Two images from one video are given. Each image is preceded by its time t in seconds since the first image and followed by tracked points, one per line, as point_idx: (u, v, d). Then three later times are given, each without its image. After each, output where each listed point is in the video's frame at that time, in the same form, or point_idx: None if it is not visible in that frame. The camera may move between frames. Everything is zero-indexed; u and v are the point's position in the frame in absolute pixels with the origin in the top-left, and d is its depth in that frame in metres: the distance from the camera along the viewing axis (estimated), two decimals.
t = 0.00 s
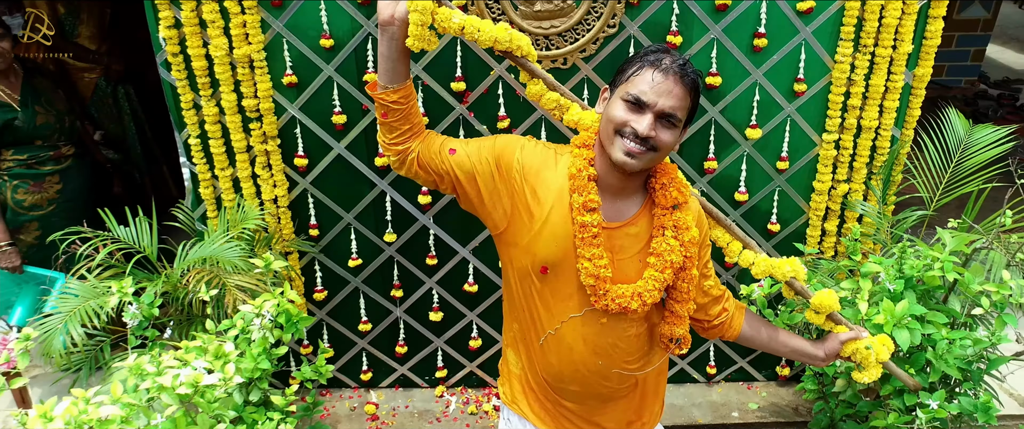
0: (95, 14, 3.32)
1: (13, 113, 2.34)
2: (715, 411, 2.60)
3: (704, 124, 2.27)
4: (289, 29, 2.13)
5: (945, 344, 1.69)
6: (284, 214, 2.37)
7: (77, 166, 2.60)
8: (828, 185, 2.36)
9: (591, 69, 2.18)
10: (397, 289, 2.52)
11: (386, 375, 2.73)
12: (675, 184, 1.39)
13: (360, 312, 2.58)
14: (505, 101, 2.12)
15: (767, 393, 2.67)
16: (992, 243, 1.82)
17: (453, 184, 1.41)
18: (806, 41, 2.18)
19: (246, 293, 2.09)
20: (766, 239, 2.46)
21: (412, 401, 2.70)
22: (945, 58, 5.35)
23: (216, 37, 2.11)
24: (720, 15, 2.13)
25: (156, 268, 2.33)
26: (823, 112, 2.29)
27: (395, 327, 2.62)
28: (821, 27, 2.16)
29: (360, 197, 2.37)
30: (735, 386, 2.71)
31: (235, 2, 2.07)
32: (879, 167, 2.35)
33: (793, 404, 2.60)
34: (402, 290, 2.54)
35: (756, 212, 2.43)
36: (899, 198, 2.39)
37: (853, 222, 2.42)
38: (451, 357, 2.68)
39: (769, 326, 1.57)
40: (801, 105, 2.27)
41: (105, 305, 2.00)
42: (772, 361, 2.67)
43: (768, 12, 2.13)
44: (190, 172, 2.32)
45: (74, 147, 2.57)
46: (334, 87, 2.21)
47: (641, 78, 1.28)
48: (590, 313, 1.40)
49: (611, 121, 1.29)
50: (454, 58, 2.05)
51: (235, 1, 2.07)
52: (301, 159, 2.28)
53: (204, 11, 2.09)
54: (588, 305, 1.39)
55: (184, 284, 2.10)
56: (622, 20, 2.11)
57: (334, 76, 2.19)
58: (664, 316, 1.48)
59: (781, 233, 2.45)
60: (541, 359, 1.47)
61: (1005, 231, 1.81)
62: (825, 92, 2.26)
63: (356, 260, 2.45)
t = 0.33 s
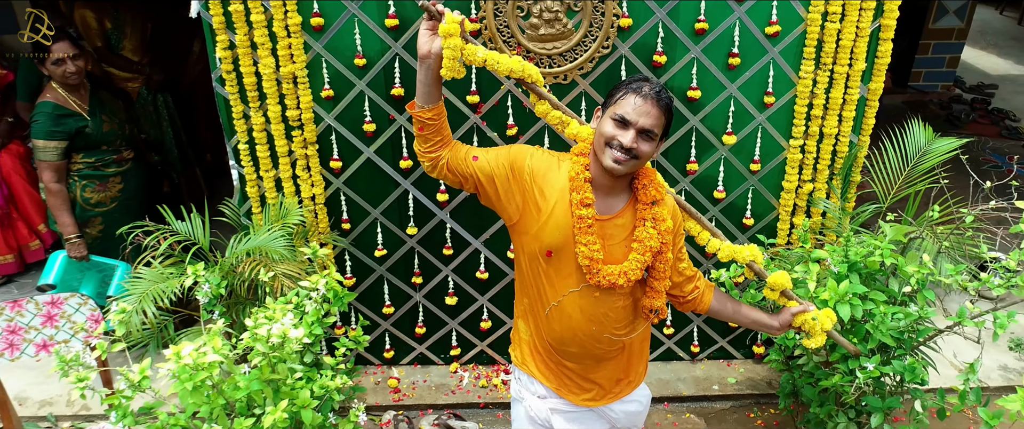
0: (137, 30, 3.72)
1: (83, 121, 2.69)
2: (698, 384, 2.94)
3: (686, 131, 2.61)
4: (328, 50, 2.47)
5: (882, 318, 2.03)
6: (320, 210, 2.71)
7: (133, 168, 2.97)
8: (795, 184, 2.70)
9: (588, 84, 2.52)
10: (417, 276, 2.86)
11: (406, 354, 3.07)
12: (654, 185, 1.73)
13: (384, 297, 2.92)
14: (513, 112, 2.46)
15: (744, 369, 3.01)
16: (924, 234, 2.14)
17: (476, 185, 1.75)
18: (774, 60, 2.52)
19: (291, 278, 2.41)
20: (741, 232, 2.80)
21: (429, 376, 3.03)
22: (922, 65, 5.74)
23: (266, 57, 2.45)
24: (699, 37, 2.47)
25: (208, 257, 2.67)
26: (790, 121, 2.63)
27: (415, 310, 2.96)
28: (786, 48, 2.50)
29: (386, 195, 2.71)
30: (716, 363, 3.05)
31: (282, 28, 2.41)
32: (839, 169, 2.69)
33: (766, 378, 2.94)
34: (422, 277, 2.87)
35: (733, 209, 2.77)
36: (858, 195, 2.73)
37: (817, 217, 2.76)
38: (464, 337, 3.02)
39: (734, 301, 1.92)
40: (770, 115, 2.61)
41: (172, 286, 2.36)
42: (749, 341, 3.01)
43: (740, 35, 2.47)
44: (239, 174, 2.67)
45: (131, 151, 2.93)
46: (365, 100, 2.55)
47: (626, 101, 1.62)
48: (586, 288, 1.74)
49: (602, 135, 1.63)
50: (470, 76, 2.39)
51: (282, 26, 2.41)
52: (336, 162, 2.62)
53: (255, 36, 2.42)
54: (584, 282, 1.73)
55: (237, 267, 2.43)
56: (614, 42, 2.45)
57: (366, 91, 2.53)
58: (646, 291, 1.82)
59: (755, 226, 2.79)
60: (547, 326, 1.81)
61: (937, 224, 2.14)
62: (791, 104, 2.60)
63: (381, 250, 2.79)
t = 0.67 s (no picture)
0: (173, 44, 4.15)
1: (138, 127, 3.09)
2: (676, 359, 3.33)
3: (663, 136, 3.01)
4: (353, 67, 2.86)
5: (822, 293, 2.42)
6: (344, 205, 3.11)
7: (178, 168, 3.38)
8: (758, 183, 3.09)
9: (578, 96, 2.91)
10: (428, 263, 3.25)
11: (418, 332, 3.46)
12: (628, 182, 2.12)
13: (400, 282, 3.32)
14: (513, 120, 2.85)
15: (717, 346, 3.41)
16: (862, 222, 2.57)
17: (483, 182, 2.16)
18: (738, 75, 2.92)
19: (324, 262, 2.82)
20: (713, 224, 3.20)
21: (439, 353, 3.42)
22: (895, 72, 6.14)
23: (300, 73, 2.85)
24: (673, 56, 2.86)
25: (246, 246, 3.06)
26: (753, 127, 3.03)
27: (426, 294, 3.35)
28: (749, 65, 2.90)
29: (402, 192, 3.11)
30: (693, 341, 3.44)
31: (314, 48, 2.81)
32: (797, 169, 3.08)
33: (737, 354, 3.34)
34: (432, 264, 3.27)
35: (706, 204, 3.17)
36: (815, 192, 3.12)
37: (779, 211, 3.16)
38: (469, 317, 3.42)
39: (696, 280, 2.31)
40: (736, 122, 3.01)
41: (219, 269, 2.76)
42: (721, 321, 3.41)
43: (709, 54, 2.87)
44: (274, 173, 3.07)
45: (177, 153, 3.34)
46: (385, 109, 2.94)
47: (604, 115, 2.01)
48: (572, 266, 2.13)
49: (585, 142, 2.03)
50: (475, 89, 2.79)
51: (315, 47, 2.81)
52: (359, 163, 3.01)
53: (291, 55, 2.82)
54: (570, 261, 2.12)
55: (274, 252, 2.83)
56: (600, 60, 2.85)
57: (385, 102, 2.92)
58: (623, 270, 2.21)
59: (724, 221, 3.19)
60: (540, 298, 2.21)
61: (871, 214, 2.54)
62: (754, 113, 2.99)
63: (397, 241, 3.18)
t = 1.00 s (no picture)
0: (202, 58, 4.60)
1: (180, 136, 3.52)
2: (656, 341, 3.75)
3: (642, 143, 3.43)
4: (371, 83, 3.29)
5: (774, 278, 2.85)
6: (362, 204, 3.53)
7: (214, 172, 3.80)
8: (726, 185, 3.52)
9: (567, 108, 3.34)
10: (436, 255, 3.67)
11: (427, 318, 3.88)
12: (606, 184, 2.54)
13: (410, 272, 3.74)
14: (510, 129, 3.27)
15: (693, 329, 3.83)
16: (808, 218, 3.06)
17: (485, 183, 2.58)
18: (707, 90, 3.34)
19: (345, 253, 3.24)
20: (687, 220, 3.62)
21: (445, 335, 3.84)
22: (868, 80, 6.58)
23: (324, 89, 3.27)
24: (650, 73, 3.28)
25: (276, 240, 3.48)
26: (721, 136, 3.45)
27: (433, 283, 3.77)
28: (716, 81, 3.32)
29: (413, 192, 3.53)
30: (671, 326, 3.86)
31: (338, 67, 3.23)
32: (760, 172, 3.51)
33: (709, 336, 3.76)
34: (439, 256, 3.69)
35: (680, 202, 3.59)
36: (776, 192, 3.55)
37: (745, 209, 3.59)
38: (472, 304, 3.84)
39: (664, 267, 2.73)
40: (707, 131, 3.43)
41: (255, 258, 3.18)
42: (697, 307, 3.83)
43: (681, 71, 3.29)
44: (301, 176, 3.50)
45: (213, 159, 3.76)
46: (399, 120, 3.36)
47: (586, 128, 2.42)
48: (559, 253, 2.55)
49: (569, 151, 2.44)
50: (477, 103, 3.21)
51: (338, 66, 3.24)
52: (375, 167, 3.44)
53: (317, 73, 3.25)
54: (558, 250, 2.55)
55: (303, 247, 3.28)
56: (586, 77, 3.27)
57: (399, 113, 3.35)
58: (601, 257, 2.64)
59: (697, 218, 3.63)
60: (533, 280, 2.64)
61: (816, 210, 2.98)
62: (722, 122, 3.42)
63: (408, 235, 3.61)
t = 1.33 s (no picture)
0: (230, 77, 5.08)
1: (219, 153, 3.96)
2: (642, 335, 4.18)
3: (629, 159, 3.87)
4: (389, 107, 3.73)
5: (739, 280, 3.30)
6: (380, 213, 3.98)
7: (248, 184, 4.23)
8: (704, 197, 3.96)
9: (561, 129, 3.77)
10: (445, 259, 4.11)
11: (436, 314, 4.33)
12: (593, 200, 2.97)
13: (422, 274, 4.18)
14: (511, 147, 3.69)
15: (675, 325, 4.26)
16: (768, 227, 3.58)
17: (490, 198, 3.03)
18: (686, 113, 3.78)
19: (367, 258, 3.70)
20: (670, 227, 4.06)
21: (453, 330, 4.28)
22: (846, 92, 7.02)
23: (347, 112, 3.71)
24: (635, 98, 3.72)
25: (303, 245, 3.92)
26: (699, 152, 3.88)
27: (442, 283, 4.21)
28: (693, 105, 3.76)
29: (424, 202, 3.97)
30: (656, 322, 4.30)
31: (360, 93, 3.67)
32: (734, 184, 3.95)
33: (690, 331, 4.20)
34: (448, 259, 4.13)
35: (663, 211, 4.03)
36: (748, 202, 4.00)
37: (720, 218, 4.03)
38: (477, 302, 4.28)
39: (644, 270, 3.16)
40: (686, 148, 3.87)
41: (287, 262, 3.62)
42: (679, 305, 4.26)
43: (662, 96, 3.73)
44: (325, 188, 3.94)
45: (246, 172, 4.20)
46: (413, 139, 3.80)
47: (574, 154, 2.83)
48: (553, 259, 2.99)
49: (561, 172, 2.86)
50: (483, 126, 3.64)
51: (359, 92, 3.67)
52: (392, 181, 3.88)
53: (341, 98, 3.69)
54: (552, 256, 2.99)
55: (330, 252, 3.73)
56: (578, 101, 3.70)
57: (413, 133, 3.78)
58: (590, 262, 3.07)
59: (678, 226, 4.07)
60: (531, 282, 3.08)
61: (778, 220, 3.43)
62: (699, 141, 3.85)
63: (420, 241, 4.05)
